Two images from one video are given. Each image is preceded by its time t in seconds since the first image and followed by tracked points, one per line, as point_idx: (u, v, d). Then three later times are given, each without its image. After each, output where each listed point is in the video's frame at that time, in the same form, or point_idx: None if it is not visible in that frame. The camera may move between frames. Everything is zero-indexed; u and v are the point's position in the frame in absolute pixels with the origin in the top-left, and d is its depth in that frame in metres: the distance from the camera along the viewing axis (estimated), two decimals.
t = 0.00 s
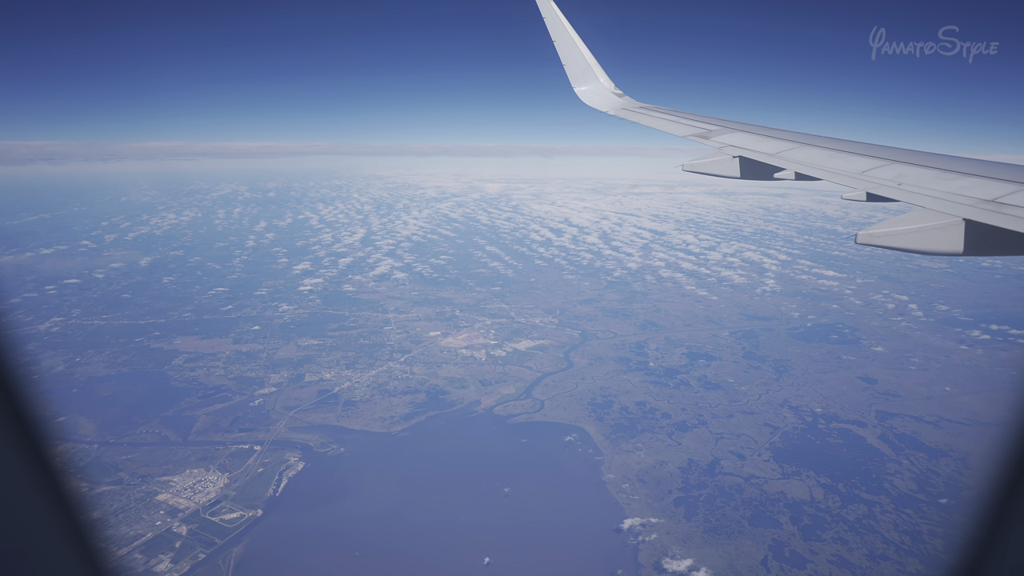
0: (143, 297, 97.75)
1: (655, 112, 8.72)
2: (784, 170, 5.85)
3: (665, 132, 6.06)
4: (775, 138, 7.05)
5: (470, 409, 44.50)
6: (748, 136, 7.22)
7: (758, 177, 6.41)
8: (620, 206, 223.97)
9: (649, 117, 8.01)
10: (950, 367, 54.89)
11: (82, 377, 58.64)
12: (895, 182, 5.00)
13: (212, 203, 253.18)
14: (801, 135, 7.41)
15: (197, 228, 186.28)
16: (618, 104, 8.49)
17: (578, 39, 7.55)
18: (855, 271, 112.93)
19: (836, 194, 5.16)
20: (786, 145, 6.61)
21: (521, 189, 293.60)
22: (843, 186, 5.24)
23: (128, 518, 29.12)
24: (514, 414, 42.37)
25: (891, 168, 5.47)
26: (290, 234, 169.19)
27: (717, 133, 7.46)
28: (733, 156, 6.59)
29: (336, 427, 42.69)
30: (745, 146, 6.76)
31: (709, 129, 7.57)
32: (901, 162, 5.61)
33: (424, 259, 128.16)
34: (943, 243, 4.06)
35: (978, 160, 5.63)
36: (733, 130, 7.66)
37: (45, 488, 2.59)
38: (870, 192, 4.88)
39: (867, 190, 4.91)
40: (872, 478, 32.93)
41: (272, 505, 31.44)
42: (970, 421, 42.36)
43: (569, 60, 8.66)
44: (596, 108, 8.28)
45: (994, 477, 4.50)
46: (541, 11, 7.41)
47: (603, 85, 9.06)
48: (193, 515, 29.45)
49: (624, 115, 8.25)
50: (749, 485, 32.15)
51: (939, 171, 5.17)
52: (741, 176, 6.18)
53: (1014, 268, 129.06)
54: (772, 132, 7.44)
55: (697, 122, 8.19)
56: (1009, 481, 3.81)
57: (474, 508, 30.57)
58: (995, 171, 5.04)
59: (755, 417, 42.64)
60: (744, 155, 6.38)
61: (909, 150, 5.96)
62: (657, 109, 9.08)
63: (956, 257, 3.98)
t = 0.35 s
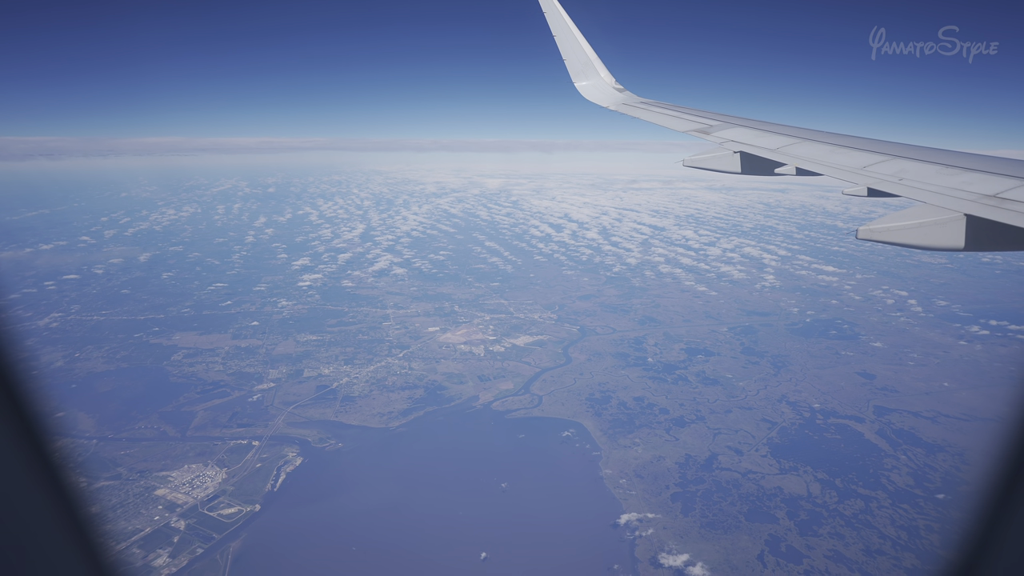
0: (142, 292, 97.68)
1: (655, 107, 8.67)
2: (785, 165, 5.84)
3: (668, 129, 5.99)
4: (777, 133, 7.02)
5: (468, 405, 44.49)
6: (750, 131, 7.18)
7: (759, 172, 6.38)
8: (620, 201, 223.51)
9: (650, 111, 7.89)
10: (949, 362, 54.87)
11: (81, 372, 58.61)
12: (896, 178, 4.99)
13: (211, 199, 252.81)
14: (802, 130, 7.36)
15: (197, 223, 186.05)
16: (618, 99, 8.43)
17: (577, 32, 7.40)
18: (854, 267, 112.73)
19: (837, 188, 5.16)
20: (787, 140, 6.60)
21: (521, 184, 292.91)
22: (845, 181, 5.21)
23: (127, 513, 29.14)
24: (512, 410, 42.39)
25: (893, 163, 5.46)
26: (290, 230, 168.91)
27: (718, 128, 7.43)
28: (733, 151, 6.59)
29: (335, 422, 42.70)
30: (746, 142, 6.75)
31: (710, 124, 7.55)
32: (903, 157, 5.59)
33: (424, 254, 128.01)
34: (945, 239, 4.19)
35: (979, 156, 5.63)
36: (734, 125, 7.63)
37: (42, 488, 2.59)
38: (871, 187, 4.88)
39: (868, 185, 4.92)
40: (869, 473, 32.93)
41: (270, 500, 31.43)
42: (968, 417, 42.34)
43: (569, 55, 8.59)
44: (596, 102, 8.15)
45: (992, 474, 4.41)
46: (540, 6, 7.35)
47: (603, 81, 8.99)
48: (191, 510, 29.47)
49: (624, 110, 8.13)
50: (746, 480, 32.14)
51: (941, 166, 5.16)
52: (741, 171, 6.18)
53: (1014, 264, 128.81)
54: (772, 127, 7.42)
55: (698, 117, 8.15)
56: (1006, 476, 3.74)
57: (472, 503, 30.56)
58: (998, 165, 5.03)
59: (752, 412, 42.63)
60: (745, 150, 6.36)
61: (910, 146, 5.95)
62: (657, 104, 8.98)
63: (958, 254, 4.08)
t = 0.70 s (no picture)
0: (141, 287, 97.49)
1: (656, 102, 8.85)
2: (786, 161, 6.10)
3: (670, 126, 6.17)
4: (778, 128, 7.25)
5: (466, 400, 44.51)
6: (751, 128, 7.43)
7: (760, 168, 6.56)
8: (620, 197, 222.84)
9: (651, 107, 8.04)
10: (946, 357, 54.91)
11: (80, 367, 58.55)
12: (896, 172, 5.26)
13: (211, 194, 252.14)
14: (802, 127, 7.56)
15: (196, 219, 185.50)
16: (619, 94, 8.55)
17: (578, 28, 7.53)
18: (854, 262, 112.58)
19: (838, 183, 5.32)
20: (789, 136, 6.85)
21: (521, 180, 292.13)
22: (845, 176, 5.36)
23: (125, 508, 29.16)
24: (510, 405, 42.44)
25: (894, 157, 5.71)
26: (289, 225, 168.39)
27: (720, 123, 7.65)
28: (735, 146, 6.81)
29: (333, 417, 42.70)
30: (748, 137, 6.99)
31: (712, 119, 7.75)
32: (902, 152, 5.86)
33: (423, 250, 127.78)
34: (945, 235, 4.24)
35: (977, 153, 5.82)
36: (736, 120, 7.85)
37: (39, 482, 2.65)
38: (875, 180, 5.11)
39: (870, 180, 5.15)
40: (866, 469, 32.92)
41: (267, 495, 31.40)
42: (965, 412, 42.36)
43: (570, 49, 8.59)
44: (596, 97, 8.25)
45: (987, 468, 4.41)
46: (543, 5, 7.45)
47: (603, 74, 9.08)
48: (189, 505, 29.47)
49: (625, 106, 8.26)
50: (743, 475, 32.17)
51: (941, 160, 5.42)
52: (743, 167, 6.43)
53: (1014, 259, 128.66)
54: (774, 122, 7.65)
55: (699, 113, 8.36)
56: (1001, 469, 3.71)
57: (469, 498, 30.61)
58: (994, 159, 5.30)
59: (750, 407, 42.67)
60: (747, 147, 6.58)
61: (908, 141, 6.23)
62: (657, 100, 9.13)
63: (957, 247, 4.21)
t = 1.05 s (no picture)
0: (139, 280, 97.21)
1: (655, 95, 8.97)
2: (788, 154, 6.24)
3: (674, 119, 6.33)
4: (779, 122, 7.38)
5: (463, 394, 44.54)
6: (751, 121, 7.57)
7: (760, 162, 6.81)
8: (620, 190, 222.14)
9: (651, 100, 8.14)
10: (943, 352, 54.97)
11: (77, 360, 58.33)
12: (898, 167, 5.39)
13: (209, 187, 250.75)
14: (800, 119, 7.73)
15: (194, 212, 184.79)
16: (619, 87, 8.67)
17: (580, 21, 7.63)
18: (852, 257, 112.42)
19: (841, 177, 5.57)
20: (789, 130, 6.99)
21: (521, 173, 290.87)
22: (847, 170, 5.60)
23: (121, 500, 29.20)
24: (507, 398, 42.46)
25: (894, 152, 5.85)
26: (287, 218, 167.78)
27: (720, 117, 7.79)
28: (736, 141, 6.96)
29: (330, 410, 42.68)
30: (749, 131, 7.13)
31: (712, 113, 7.88)
32: (903, 147, 6.00)
33: (421, 243, 127.35)
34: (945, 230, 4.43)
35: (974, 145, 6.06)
36: (735, 114, 8.00)
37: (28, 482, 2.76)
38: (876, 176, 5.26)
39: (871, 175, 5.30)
40: (861, 463, 33.04)
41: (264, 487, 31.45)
42: (961, 407, 42.47)
43: (571, 43, 8.73)
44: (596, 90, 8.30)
45: (978, 461, 4.59)
46: None
47: (603, 68, 9.20)
48: (186, 497, 29.51)
49: (626, 99, 8.34)
50: (739, 469, 32.23)
51: (941, 155, 5.57)
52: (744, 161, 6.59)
53: (1012, 255, 128.57)
54: (774, 116, 7.78)
55: (699, 106, 8.47)
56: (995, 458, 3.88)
57: (465, 490, 30.74)
58: (989, 154, 5.48)
59: (746, 401, 42.73)
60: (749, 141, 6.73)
61: (908, 135, 6.36)
62: (656, 93, 9.22)
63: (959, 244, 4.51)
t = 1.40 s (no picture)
0: (137, 272, 96.91)
1: (656, 87, 9.11)
2: (787, 147, 6.37)
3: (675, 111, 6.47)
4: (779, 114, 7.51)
5: (460, 386, 44.61)
6: (751, 114, 7.69)
7: (759, 154, 6.75)
8: (619, 184, 221.47)
9: (653, 93, 8.34)
10: (940, 346, 55.08)
11: (75, 352, 58.21)
12: (898, 160, 5.49)
13: (207, 180, 249.59)
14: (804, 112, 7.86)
15: (192, 204, 184.04)
16: (619, 80, 8.83)
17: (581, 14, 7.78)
18: (851, 251, 112.31)
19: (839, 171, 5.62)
20: (790, 122, 7.10)
21: (520, 166, 289.65)
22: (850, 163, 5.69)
23: (118, 491, 29.26)
24: (504, 391, 42.51)
25: (895, 145, 5.95)
26: (286, 210, 167.09)
27: (720, 110, 7.91)
28: (736, 133, 7.10)
29: (327, 403, 42.67)
30: (749, 124, 7.25)
31: (712, 106, 8.01)
32: (902, 140, 6.10)
33: (419, 236, 127.04)
34: (945, 222, 4.54)
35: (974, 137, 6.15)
36: (735, 106, 8.12)
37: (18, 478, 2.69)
38: (876, 168, 5.37)
39: (872, 168, 5.41)
40: (856, 456, 33.14)
41: (261, 479, 31.52)
42: (957, 400, 42.57)
43: (572, 36, 8.92)
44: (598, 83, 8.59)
45: (978, 453, 4.65)
46: None
47: (604, 60, 9.35)
48: (183, 489, 29.57)
49: (627, 91, 8.60)
50: (734, 462, 32.30)
51: (940, 149, 5.67)
52: (743, 153, 6.74)
53: (1011, 249, 128.52)
54: (774, 108, 7.89)
55: (700, 98, 8.59)
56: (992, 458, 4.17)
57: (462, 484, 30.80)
58: (989, 148, 5.57)
59: (742, 395, 42.81)
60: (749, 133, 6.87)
61: (908, 128, 6.46)
62: (656, 85, 9.36)
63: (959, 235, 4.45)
